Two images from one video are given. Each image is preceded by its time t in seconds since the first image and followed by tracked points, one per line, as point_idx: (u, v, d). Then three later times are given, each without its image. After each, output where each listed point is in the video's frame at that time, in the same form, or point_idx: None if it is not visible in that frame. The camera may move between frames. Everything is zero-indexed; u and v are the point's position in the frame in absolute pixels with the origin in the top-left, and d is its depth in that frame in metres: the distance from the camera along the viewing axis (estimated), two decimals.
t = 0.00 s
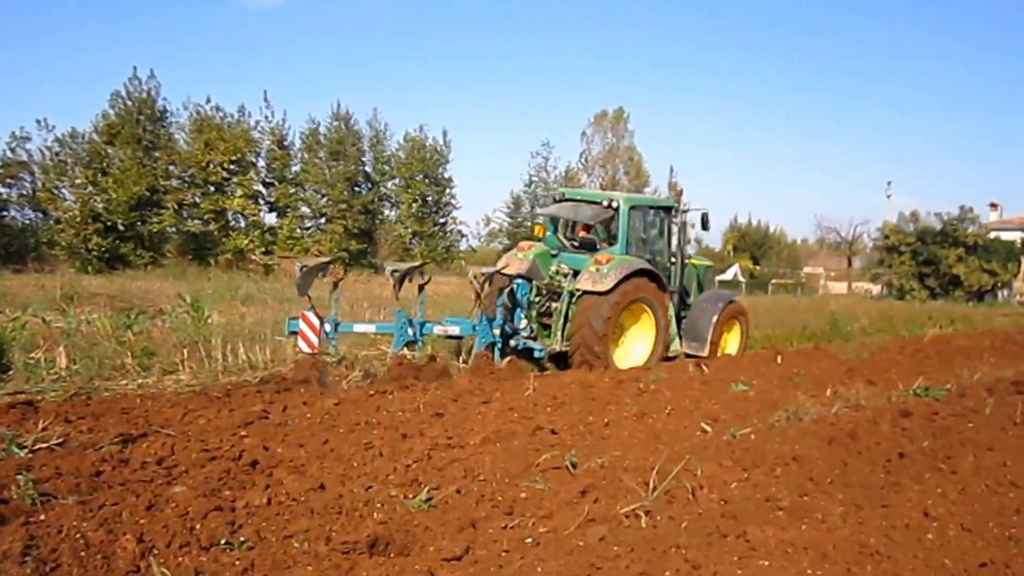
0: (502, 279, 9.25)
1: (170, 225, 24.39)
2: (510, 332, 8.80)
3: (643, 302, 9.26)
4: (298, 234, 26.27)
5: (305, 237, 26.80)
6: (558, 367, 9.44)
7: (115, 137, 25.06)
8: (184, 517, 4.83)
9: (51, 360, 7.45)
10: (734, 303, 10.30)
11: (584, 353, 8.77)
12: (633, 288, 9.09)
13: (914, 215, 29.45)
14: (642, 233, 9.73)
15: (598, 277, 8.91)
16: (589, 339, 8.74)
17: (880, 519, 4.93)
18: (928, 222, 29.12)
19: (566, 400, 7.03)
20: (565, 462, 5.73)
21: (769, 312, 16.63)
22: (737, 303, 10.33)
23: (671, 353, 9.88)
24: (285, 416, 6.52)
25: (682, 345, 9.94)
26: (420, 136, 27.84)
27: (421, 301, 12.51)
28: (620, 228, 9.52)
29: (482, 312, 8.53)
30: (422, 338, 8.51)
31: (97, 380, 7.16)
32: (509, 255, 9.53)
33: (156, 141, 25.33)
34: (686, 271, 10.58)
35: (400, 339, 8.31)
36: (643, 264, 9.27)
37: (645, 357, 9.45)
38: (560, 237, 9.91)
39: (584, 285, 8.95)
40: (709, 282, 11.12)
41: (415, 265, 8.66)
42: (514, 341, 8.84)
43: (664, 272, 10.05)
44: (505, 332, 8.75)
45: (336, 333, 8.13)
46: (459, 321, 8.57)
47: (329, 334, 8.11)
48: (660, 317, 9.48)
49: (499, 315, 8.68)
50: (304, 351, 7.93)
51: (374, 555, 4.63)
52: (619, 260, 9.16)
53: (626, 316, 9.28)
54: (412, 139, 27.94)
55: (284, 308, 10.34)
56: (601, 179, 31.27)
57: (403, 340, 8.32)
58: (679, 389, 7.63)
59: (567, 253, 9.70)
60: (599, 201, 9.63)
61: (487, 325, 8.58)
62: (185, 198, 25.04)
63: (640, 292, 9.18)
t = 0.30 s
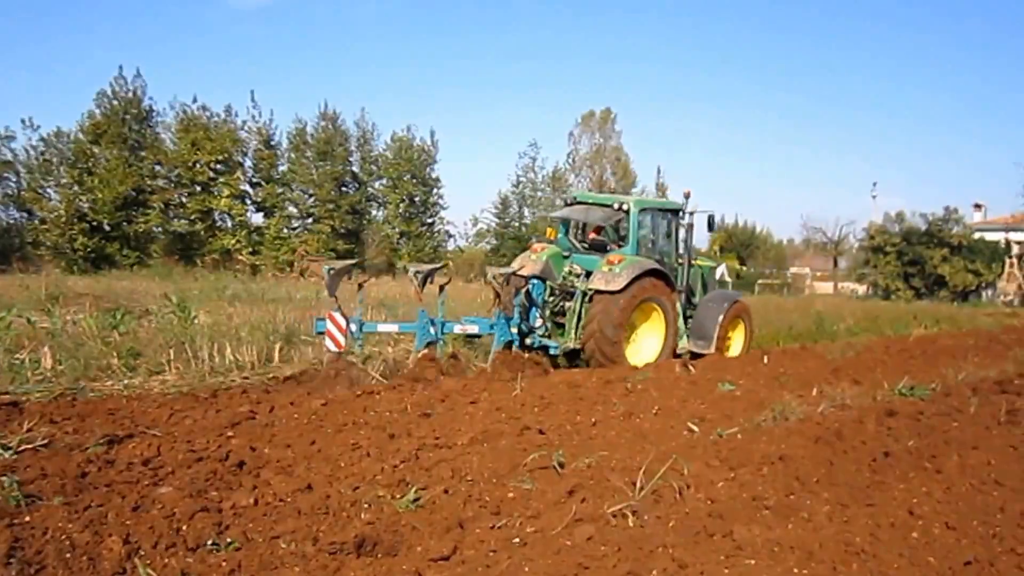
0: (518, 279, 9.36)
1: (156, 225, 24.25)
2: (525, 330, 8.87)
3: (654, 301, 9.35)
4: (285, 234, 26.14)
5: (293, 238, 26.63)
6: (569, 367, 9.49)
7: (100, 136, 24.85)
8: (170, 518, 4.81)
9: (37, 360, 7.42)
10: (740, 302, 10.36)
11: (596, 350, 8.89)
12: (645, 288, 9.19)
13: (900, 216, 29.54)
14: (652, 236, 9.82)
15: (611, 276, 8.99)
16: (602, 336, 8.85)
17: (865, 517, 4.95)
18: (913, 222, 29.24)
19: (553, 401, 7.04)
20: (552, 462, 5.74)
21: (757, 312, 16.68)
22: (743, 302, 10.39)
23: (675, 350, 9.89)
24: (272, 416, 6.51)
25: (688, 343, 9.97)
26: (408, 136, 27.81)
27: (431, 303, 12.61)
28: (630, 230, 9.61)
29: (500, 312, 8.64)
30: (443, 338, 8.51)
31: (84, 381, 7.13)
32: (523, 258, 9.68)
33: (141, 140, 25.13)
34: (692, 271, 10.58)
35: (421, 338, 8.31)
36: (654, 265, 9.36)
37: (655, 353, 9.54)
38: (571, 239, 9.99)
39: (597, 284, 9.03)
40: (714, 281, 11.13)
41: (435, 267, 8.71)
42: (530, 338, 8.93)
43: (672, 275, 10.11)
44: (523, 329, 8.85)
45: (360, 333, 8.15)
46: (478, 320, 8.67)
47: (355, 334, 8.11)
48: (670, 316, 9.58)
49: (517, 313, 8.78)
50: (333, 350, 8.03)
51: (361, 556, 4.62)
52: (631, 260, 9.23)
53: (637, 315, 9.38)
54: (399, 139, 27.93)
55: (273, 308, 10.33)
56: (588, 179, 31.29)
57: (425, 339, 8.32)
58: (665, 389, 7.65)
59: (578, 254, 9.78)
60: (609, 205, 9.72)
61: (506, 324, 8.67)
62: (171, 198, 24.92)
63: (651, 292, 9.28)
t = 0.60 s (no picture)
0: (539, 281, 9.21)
1: (147, 225, 24.21)
2: (544, 329, 8.98)
3: (669, 300, 9.43)
4: (276, 235, 26.12)
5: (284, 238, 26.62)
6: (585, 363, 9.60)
7: (90, 136, 24.82)
8: (161, 519, 4.81)
9: (27, 360, 7.40)
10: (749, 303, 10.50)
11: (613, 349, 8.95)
12: (661, 288, 9.27)
13: (889, 216, 29.62)
14: (666, 238, 9.88)
15: (629, 277, 9.05)
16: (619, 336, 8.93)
17: (855, 516, 4.97)
18: (903, 222, 29.33)
19: (545, 401, 7.05)
20: (543, 462, 5.74)
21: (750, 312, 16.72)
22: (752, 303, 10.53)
23: (686, 348, 9.90)
24: (263, 417, 6.50)
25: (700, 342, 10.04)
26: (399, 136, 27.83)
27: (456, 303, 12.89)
28: (648, 233, 9.65)
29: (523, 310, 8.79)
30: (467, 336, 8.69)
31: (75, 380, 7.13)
32: (540, 258, 9.66)
33: (132, 140, 25.10)
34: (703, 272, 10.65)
35: (447, 336, 8.53)
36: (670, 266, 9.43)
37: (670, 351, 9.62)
38: (587, 240, 9.95)
39: (615, 285, 9.10)
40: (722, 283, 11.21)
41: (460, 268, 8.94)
42: (550, 337, 9.04)
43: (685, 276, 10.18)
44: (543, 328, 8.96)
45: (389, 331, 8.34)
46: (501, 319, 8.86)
47: (384, 332, 8.32)
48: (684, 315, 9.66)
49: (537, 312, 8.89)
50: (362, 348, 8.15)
51: (353, 556, 4.61)
52: (647, 262, 9.28)
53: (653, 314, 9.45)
54: (390, 139, 27.94)
55: (264, 308, 10.32)
56: (579, 180, 31.34)
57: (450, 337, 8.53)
58: (657, 388, 7.66)
59: (595, 255, 9.77)
60: (626, 207, 9.77)
61: (528, 322, 8.83)
62: (163, 198, 24.85)
63: (667, 292, 9.36)
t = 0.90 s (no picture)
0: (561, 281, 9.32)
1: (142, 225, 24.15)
2: (565, 328, 9.02)
3: (686, 299, 9.57)
4: (272, 235, 26.11)
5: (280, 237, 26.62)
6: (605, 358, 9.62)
7: (85, 136, 24.73)
8: (157, 519, 4.80)
9: (21, 360, 7.38)
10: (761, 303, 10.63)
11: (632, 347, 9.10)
12: (678, 288, 9.41)
13: (884, 216, 29.68)
14: (683, 240, 9.96)
15: (647, 277, 9.21)
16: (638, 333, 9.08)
17: (849, 516, 4.98)
18: (897, 223, 29.39)
19: (541, 400, 7.07)
20: (539, 462, 5.75)
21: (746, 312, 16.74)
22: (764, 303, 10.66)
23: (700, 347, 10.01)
24: (259, 417, 6.49)
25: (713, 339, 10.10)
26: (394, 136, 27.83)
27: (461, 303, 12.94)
28: (665, 234, 9.73)
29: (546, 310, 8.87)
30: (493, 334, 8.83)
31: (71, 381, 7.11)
32: (560, 257, 9.71)
33: (127, 140, 24.99)
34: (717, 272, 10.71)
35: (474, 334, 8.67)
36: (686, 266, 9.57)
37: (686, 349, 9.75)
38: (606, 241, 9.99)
39: (634, 284, 9.26)
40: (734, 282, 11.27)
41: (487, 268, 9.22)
42: (570, 335, 9.07)
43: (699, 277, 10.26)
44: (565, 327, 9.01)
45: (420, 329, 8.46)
46: (524, 317, 8.98)
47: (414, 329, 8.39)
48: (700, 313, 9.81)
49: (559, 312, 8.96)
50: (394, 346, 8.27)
51: (348, 556, 4.60)
52: (665, 262, 9.42)
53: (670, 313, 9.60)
54: (386, 139, 27.93)
55: (260, 308, 10.31)
56: (575, 179, 31.34)
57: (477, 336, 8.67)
58: (653, 388, 7.66)
59: (613, 255, 9.81)
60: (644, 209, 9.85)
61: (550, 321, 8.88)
62: (158, 198, 24.78)
63: (684, 291, 9.51)
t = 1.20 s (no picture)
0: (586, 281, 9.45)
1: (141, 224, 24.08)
2: (589, 325, 9.15)
3: (705, 298, 9.61)
4: (271, 235, 26.07)
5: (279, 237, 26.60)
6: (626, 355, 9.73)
7: (84, 135, 24.64)
8: (156, 520, 4.79)
9: (20, 360, 7.36)
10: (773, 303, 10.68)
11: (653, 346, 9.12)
12: (698, 287, 9.45)
13: (882, 216, 29.77)
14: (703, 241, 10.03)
15: (668, 276, 9.25)
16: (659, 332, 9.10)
17: (848, 515, 4.99)
18: (896, 223, 29.48)
19: (541, 400, 7.07)
20: (538, 462, 5.75)
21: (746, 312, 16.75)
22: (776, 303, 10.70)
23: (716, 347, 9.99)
24: (258, 417, 6.49)
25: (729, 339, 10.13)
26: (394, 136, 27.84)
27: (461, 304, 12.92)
28: (686, 234, 9.80)
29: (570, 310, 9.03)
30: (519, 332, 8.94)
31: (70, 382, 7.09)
32: (582, 258, 9.76)
33: (126, 140, 24.92)
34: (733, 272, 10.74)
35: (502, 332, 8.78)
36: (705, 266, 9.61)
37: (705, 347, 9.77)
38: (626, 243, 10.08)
39: (655, 284, 9.29)
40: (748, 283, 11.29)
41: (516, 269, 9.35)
42: (594, 333, 9.20)
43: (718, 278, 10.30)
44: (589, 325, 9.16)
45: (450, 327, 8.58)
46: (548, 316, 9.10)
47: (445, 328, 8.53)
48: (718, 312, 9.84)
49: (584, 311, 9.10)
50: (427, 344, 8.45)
51: (348, 556, 4.60)
52: (685, 262, 9.47)
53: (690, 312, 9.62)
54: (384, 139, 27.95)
55: (259, 308, 10.30)
56: (574, 179, 31.39)
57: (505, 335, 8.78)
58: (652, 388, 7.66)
59: (634, 256, 9.87)
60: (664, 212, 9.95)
61: (574, 320, 9.05)
62: (157, 197, 24.72)
63: (704, 290, 9.54)
